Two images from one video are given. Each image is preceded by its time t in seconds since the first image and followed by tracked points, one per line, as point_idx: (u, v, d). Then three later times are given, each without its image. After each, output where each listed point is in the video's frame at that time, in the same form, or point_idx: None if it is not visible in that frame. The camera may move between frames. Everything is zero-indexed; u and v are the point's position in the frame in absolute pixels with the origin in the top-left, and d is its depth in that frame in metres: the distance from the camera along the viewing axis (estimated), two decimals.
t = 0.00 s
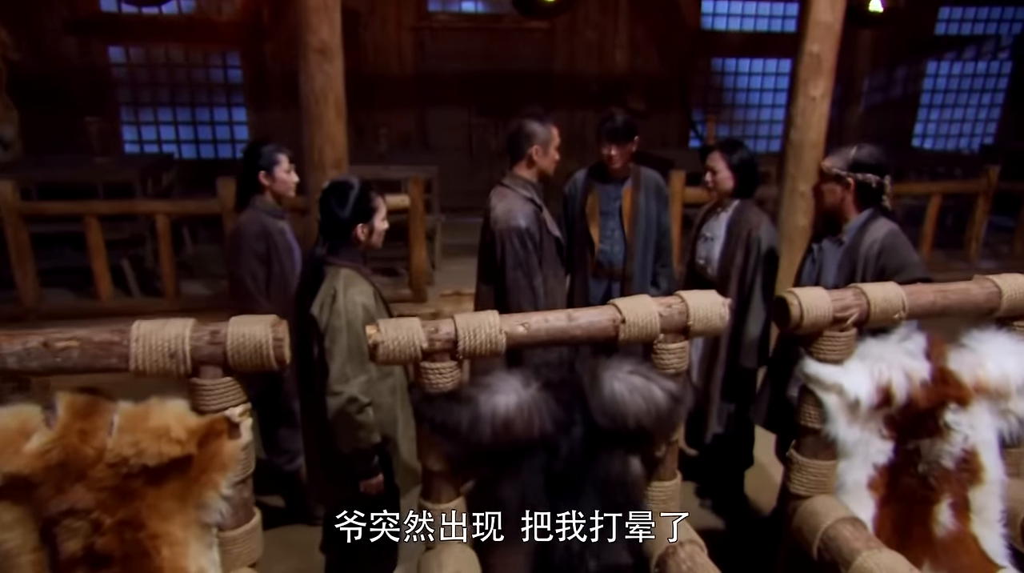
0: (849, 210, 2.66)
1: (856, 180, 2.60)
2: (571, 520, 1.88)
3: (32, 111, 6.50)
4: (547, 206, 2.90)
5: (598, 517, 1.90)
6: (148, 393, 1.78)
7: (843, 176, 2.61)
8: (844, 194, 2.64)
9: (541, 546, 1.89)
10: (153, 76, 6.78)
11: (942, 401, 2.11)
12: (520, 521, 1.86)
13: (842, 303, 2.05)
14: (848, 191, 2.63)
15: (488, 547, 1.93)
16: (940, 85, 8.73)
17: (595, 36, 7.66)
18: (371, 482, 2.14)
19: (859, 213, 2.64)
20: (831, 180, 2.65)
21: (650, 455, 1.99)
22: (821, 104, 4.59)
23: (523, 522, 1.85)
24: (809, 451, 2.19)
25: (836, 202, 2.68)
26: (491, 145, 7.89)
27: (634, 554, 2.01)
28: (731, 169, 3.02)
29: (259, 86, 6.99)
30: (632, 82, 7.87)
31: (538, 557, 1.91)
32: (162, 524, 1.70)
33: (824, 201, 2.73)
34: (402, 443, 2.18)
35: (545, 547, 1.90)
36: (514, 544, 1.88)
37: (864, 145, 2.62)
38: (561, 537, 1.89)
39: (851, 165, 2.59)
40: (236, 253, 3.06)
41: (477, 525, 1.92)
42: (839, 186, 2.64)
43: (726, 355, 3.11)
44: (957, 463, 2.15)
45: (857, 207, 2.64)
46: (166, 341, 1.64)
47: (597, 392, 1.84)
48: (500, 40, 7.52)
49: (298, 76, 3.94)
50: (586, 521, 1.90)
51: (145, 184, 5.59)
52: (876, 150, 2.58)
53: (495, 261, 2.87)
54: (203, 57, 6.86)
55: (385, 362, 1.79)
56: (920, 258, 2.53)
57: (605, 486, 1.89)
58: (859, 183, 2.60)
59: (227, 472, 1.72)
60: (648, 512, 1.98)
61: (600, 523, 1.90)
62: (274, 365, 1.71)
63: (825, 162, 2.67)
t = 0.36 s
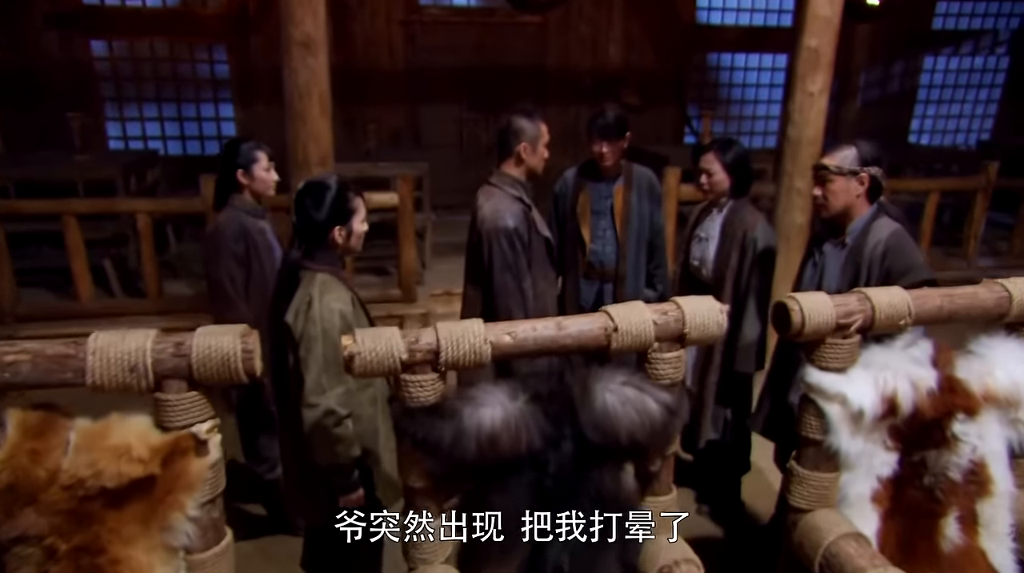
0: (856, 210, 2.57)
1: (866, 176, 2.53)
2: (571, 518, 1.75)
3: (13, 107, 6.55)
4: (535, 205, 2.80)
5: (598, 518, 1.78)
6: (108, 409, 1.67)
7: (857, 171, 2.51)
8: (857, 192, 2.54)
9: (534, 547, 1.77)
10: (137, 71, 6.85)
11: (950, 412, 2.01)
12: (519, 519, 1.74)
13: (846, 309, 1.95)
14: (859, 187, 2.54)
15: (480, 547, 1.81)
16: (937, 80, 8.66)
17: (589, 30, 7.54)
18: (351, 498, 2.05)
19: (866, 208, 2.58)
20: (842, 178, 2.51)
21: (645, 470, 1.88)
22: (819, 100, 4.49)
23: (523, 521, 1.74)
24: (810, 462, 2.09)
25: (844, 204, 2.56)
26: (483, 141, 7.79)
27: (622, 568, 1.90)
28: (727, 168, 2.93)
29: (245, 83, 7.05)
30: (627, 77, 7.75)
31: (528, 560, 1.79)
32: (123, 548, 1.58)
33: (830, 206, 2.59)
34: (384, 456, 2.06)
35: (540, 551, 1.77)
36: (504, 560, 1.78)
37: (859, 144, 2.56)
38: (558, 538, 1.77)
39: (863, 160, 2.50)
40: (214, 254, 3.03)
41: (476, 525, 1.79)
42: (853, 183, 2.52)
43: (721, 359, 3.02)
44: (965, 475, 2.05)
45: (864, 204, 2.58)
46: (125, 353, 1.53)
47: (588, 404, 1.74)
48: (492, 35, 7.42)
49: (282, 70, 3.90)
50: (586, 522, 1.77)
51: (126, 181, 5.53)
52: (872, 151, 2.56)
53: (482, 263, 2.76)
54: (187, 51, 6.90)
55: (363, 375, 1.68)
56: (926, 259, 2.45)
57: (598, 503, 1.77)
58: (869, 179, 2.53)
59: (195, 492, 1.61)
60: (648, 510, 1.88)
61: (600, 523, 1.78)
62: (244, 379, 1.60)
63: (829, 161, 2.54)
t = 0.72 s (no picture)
0: (861, 210, 2.47)
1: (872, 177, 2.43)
2: (571, 518, 1.64)
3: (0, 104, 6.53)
4: (525, 207, 2.71)
5: (598, 517, 1.66)
6: (66, 430, 1.56)
7: (863, 171, 2.40)
8: (862, 192, 2.44)
9: (529, 547, 1.66)
10: (125, 67, 6.86)
11: (961, 425, 1.90)
12: (520, 520, 1.63)
13: (853, 318, 1.85)
14: (864, 188, 2.44)
15: (479, 550, 1.66)
16: (938, 77, 8.57)
17: (586, 26, 7.43)
18: (330, 517, 1.95)
19: (871, 209, 2.47)
20: (848, 178, 2.41)
21: (641, 488, 1.77)
22: (821, 96, 4.38)
23: (523, 521, 1.63)
24: (814, 478, 2.00)
25: (850, 205, 2.46)
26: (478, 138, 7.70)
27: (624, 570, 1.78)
28: (727, 167, 2.82)
29: (235, 80, 7.10)
30: (625, 73, 7.64)
31: (522, 560, 1.68)
32: None
33: (834, 206, 2.48)
34: (366, 472, 1.96)
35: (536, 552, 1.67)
36: None
37: (864, 141, 2.46)
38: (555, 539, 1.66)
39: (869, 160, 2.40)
40: (194, 257, 2.94)
41: (476, 525, 1.63)
42: (859, 183, 2.42)
43: (723, 367, 2.91)
44: (978, 492, 1.94)
45: (870, 204, 2.47)
46: (80, 369, 1.42)
47: (581, 422, 1.63)
48: (486, 30, 7.35)
49: (267, 66, 3.83)
50: (586, 522, 1.66)
51: (111, 179, 5.47)
52: (879, 149, 2.45)
53: (471, 268, 2.66)
54: (177, 47, 6.95)
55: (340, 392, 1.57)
56: (935, 262, 2.32)
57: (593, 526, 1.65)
58: (876, 179, 2.43)
59: (160, 517, 1.51)
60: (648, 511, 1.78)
61: (600, 523, 1.66)
62: (212, 397, 1.50)
63: (833, 160, 2.43)
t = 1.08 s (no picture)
0: (864, 216, 2.36)
1: (877, 181, 2.31)
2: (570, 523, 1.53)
3: None
4: (516, 211, 2.62)
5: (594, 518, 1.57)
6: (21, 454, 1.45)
7: (866, 175, 2.29)
8: (865, 197, 2.33)
9: (511, 547, 1.54)
10: (114, 64, 6.78)
11: (974, 443, 1.80)
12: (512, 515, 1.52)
13: (860, 330, 1.75)
14: (866, 193, 2.33)
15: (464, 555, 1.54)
16: (939, 75, 8.48)
17: (582, 23, 7.34)
18: (309, 539, 1.84)
19: (876, 214, 2.36)
20: (849, 182, 2.32)
21: (637, 511, 1.68)
22: (823, 94, 4.28)
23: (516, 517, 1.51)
24: (819, 498, 1.89)
25: (851, 210, 2.36)
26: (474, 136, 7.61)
27: None
28: (734, 170, 2.72)
29: (225, 77, 7.03)
30: (622, 71, 7.54)
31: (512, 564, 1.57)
32: None
33: (834, 210, 2.39)
34: (347, 491, 1.89)
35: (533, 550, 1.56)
36: None
37: (871, 142, 2.36)
38: (539, 539, 1.56)
39: (873, 163, 2.30)
40: (175, 262, 2.83)
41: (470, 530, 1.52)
42: (860, 187, 2.32)
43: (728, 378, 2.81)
44: (991, 512, 1.84)
45: (875, 210, 2.36)
46: (29, 392, 1.32)
47: (573, 444, 1.53)
48: (482, 27, 7.26)
49: (253, 63, 3.73)
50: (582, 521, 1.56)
51: (97, 178, 5.39)
52: (887, 149, 2.34)
53: (459, 275, 2.58)
54: (166, 44, 6.88)
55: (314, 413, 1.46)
56: (943, 270, 2.21)
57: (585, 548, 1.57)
58: (880, 184, 2.31)
59: (120, 548, 1.40)
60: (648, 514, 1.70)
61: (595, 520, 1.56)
62: (175, 419, 1.39)
63: (836, 162, 2.35)
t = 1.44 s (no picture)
0: (870, 219, 2.27)
1: (885, 181, 2.21)
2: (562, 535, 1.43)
3: None
4: (509, 213, 2.53)
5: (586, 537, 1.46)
6: None
7: (874, 176, 2.20)
8: (872, 199, 2.23)
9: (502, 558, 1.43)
10: (105, 60, 6.67)
11: (989, 460, 1.69)
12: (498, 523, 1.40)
13: (870, 343, 1.66)
14: (874, 195, 2.23)
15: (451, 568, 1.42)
16: (942, 70, 8.38)
17: (582, 17, 7.21)
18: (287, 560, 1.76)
19: (883, 218, 2.26)
20: (856, 183, 2.22)
21: (633, 535, 1.57)
22: (827, 91, 4.17)
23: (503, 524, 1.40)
24: (826, 518, 1.81)
25: (857, 212, 2.26)
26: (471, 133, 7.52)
27: None
28: (744, 170, 2.63)
29: (219, 73, 6.94)
30: (622, 66, 7.43)
31: None
32: None
33: (840, 212, 2.29)
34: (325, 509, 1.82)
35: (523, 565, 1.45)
36: None
37: (881, 142, 2.26)
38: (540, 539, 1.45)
39: (881, 164, 2.20)
40: (158, 265, 2.72)
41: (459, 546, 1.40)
42: (867, 188, 2.22)
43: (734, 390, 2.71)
44: (1007, 533, 1.71)
45: (881, 212, 2.26)
46: None
47: (565, 466, 1.43)
48: (479, 22, 7.15)
49: (241, 59, 3.63)
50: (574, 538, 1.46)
51: (86, 177, 5.30)
52: (895, 149, 2.25)
53: (449, 280, 2.49)
54: (159, 39, 6.77)
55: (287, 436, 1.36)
56: (954, 277, 2.10)
57: None
58: (888, 185, 2.21)
59: None
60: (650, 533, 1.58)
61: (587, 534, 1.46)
62: (136, 442, 1.29)
63: (843, 161, 2.24)
